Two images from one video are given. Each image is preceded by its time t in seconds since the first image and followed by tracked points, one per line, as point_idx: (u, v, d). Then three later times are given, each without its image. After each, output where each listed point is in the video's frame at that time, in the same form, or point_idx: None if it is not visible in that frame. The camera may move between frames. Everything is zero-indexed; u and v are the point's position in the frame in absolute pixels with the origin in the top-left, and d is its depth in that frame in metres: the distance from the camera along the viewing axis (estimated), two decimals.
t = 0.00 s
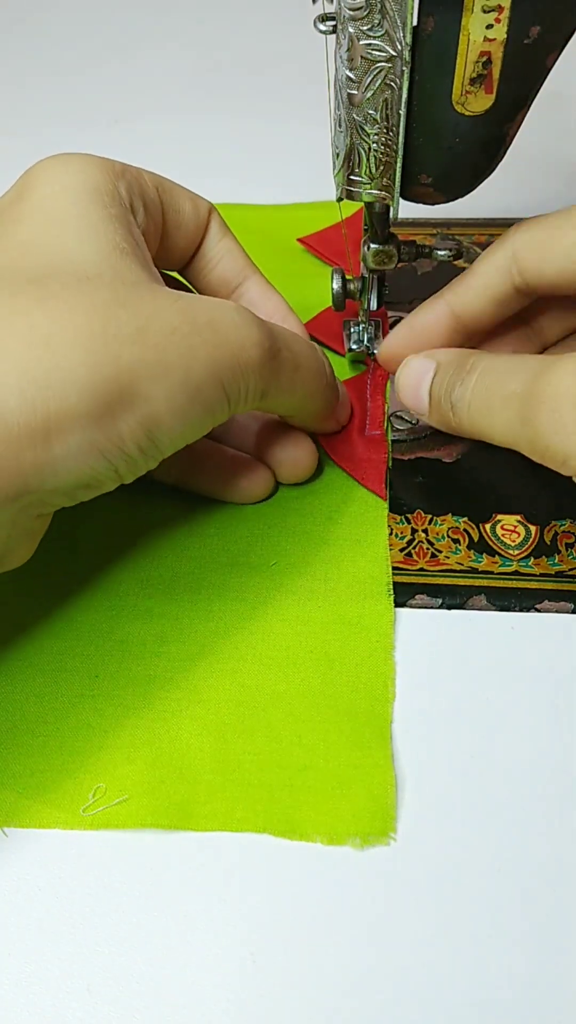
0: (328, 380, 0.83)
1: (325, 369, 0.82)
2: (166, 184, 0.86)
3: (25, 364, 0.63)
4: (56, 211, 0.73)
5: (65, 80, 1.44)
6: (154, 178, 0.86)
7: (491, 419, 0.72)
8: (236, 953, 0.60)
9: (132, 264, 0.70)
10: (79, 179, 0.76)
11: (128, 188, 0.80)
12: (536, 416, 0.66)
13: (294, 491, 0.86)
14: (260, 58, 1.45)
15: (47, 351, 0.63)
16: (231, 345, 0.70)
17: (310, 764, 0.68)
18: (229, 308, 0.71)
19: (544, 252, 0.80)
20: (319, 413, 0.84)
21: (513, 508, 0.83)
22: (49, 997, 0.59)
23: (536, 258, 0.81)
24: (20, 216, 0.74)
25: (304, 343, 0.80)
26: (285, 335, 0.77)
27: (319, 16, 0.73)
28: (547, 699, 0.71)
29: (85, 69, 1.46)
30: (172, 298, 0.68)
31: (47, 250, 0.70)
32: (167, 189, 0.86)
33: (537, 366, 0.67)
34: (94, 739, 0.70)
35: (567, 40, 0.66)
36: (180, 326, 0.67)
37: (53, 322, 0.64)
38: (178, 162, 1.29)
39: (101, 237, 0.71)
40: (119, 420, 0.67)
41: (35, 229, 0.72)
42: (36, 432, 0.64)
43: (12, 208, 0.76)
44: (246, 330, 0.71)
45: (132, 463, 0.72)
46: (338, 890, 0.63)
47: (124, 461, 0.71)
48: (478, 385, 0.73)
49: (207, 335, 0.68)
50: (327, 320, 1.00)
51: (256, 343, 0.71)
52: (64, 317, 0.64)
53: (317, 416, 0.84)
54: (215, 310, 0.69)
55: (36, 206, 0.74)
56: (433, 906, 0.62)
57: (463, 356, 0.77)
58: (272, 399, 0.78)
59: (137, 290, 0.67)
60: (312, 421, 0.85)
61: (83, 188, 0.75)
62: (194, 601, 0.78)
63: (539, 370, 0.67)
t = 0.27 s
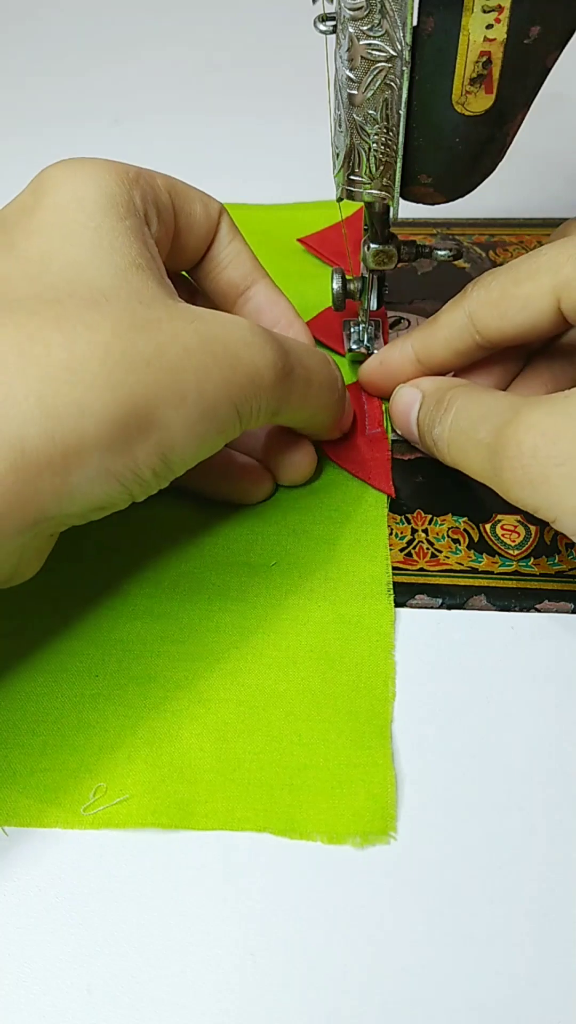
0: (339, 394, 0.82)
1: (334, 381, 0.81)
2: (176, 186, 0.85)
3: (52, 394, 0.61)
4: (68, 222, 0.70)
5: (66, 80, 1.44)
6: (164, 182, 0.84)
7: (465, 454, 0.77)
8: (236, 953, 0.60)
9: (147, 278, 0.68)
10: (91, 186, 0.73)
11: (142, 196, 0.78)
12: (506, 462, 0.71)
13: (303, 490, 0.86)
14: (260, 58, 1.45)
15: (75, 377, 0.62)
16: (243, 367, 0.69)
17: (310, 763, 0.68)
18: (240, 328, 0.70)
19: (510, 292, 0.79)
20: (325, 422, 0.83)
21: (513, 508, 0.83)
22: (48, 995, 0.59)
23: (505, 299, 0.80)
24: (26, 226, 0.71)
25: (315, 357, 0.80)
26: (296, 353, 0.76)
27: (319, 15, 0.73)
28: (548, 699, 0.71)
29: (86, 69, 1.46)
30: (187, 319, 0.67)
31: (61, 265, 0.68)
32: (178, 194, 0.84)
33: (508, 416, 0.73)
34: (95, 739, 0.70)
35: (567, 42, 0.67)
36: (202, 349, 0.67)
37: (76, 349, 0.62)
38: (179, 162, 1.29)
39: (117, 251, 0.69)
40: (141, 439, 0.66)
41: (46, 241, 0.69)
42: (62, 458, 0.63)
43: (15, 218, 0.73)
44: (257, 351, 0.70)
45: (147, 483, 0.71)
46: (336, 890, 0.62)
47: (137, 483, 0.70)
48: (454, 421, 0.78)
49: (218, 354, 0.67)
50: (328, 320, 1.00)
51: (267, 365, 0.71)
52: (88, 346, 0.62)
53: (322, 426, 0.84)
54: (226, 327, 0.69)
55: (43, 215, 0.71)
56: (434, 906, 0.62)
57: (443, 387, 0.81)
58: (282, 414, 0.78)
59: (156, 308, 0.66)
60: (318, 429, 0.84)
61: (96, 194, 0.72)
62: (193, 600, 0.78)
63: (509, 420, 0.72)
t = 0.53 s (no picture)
0: (337, 450, 0.81)
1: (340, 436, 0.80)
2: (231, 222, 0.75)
3: (32, 473, 0.61)
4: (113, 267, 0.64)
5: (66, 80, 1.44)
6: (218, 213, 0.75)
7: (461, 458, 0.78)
8: (238, 954, 0.60)
9: (160, 428, 0.65)
10: (136, 230, 0.66)
11: (181, 260, 0.70)
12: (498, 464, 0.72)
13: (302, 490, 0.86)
14: (260, 58, 1.45)
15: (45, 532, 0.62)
16: (234, 466, 0.70)
17: (324, 763, 0.68)
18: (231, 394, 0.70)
19: (508, 295, 0.79)
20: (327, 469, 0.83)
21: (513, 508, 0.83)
22: (52, 996, 0.59)
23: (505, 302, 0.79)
24: (64, 252, 0.65)
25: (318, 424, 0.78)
26: (294, 415, 0.76)
27: (319, 15, 0.73)
28: (549, 700, 0.71)
29: (86, 69, 1.46)
30: (188, 398, 0.66)
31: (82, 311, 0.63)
32: (234, 245, 0.75)
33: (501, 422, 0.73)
34: (108, 740, 0.70)
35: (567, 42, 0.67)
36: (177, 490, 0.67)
37: (62, 460, 0.61)
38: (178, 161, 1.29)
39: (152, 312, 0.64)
40: (123, 534, 0.66)
41: (85, 282, 0.64)
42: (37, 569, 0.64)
43: (53, 234, 0.67)
44: (247, 460, 0.71)
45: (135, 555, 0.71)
46: (342, 890, 0.62)
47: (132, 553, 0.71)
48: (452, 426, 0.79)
49: (214, 441, 0.68)
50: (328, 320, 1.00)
51: (258, 462, 0.72)
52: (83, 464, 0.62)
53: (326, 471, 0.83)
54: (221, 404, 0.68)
55: (85, 246, 0.65)
56: (434, 906, 0.62)
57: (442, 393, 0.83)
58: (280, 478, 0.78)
59: (148, 483, 0.65)
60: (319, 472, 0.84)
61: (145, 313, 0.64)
62: (203, 601, 0.78)
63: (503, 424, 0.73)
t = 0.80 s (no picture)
0: (336, 468, 0.81)
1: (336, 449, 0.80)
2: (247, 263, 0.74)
3: (29, 536, 0.63)
4: (125, 315, 0.66)
5: (66, 80, 1.44)
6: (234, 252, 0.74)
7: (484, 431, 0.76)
8: (237, 953, 0.60)
9: (155, 465, 0.66)
10: (150, 281, 0.67)
11: (192, 309, 0.69)
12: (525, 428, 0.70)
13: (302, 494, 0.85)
14: (260, 58, 1.45)
15: (43, 585, 0.64)
16: (233, 504, 0.71)
17: (320, 763, 0.68)
18: (229, 431, 0.71)
19: (548, 249, 0.78)
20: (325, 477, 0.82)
21: (513, 508, 0.83)
22: (50, 996, 0.59)
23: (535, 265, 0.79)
24: (80, 294, 0.67)
25: (319, 449, 0.78)
26: (296, 445, 0.76)
27: (319, 15, 0.73)
28: (549, 699, 0.71)
29: (86, 69, 1.46)
30: (187, 447, 0.67)
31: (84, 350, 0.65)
32: (248, 291, 0.74)
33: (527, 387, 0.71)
34: (104, 739, 0.70)
35: (567, 42, 0.67)
36: (171, 531, 0.68)
37: (58, 523, 0.63)
38: (179, 161, 1.29)
39: (161, 365, 0.66)
40: (123, 585, 0.68)
41: (97, 330, 0.65)
42: (38, 627, 0.65)
43: (70, 272, 0.69)
44: (245, 491, 0.71)
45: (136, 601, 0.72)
46: (340, 889, 0.62)
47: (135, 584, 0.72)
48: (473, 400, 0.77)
49: (213, 487, 0.69)
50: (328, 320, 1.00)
51: (256, 499, 0.73)
52: (85, 512, 0.64)
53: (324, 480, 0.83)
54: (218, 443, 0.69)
55: (101, 290, 0.67)
56: (433, 906, 0.61)
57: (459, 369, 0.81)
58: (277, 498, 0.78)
59: (141, 524, 0.66)
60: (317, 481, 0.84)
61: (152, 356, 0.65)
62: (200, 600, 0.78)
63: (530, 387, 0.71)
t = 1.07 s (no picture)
0: (332, 469, 0.81)
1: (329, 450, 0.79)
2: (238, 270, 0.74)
3: (22, 544, 0.63)
4: (112, 323, 0.67)
5: (66, 80, 1.44)
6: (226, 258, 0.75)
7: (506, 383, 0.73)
8: (237, 953, 0.60)
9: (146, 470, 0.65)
10: (138, 290, 0.68)
11: (181, 317, 0.70)
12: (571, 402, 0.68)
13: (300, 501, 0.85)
14: (260, 58, 1.45)
15: (35, 593, 0.64)
16: (227, 507, 0.70)
17: (320, 762, 0.68)
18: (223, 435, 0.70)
19: None
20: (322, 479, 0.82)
21: (513, 508, 0.83)
22: (50, 996, 0.59)
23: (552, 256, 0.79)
24: (71, 304, 0.68)
25: (314, 450, 0.78)
26: (292, 446, 0.76)
27: (319, 15, 0.73)
28: (549, 699, 0.71)
29: (86, 69, 1.46)
30: (180, 450, 0.67)
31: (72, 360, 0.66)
32: (239, 298, 0.74)
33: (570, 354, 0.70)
34: (104, 739, 0.70)
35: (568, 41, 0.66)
36: (163, 535, 0.67)
37: (50, 530, 0.64)
38: (179, 161, 1.29)
39: (152, 371, 0.66)
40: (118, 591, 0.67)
41: (88, 338, 0.66)
42: (32, 634, 0.65)
43: (63, 283, 0.70)
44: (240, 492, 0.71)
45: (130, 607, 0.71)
46: (341, 889, 0.62)
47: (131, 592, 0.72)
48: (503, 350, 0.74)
49: (206, 487, 0.68)
50: (328, 321, 1.00)
51: (251, 500, 0.72)
52: (75, 518, 0.64)
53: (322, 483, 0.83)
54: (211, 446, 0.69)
55: (90, 300, 0.68)
56: (433, 906, 0.61)
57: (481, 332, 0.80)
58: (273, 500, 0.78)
59: (134, 530, 0.65)
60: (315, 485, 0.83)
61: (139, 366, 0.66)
62: (200, 600, 0.78)
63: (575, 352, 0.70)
